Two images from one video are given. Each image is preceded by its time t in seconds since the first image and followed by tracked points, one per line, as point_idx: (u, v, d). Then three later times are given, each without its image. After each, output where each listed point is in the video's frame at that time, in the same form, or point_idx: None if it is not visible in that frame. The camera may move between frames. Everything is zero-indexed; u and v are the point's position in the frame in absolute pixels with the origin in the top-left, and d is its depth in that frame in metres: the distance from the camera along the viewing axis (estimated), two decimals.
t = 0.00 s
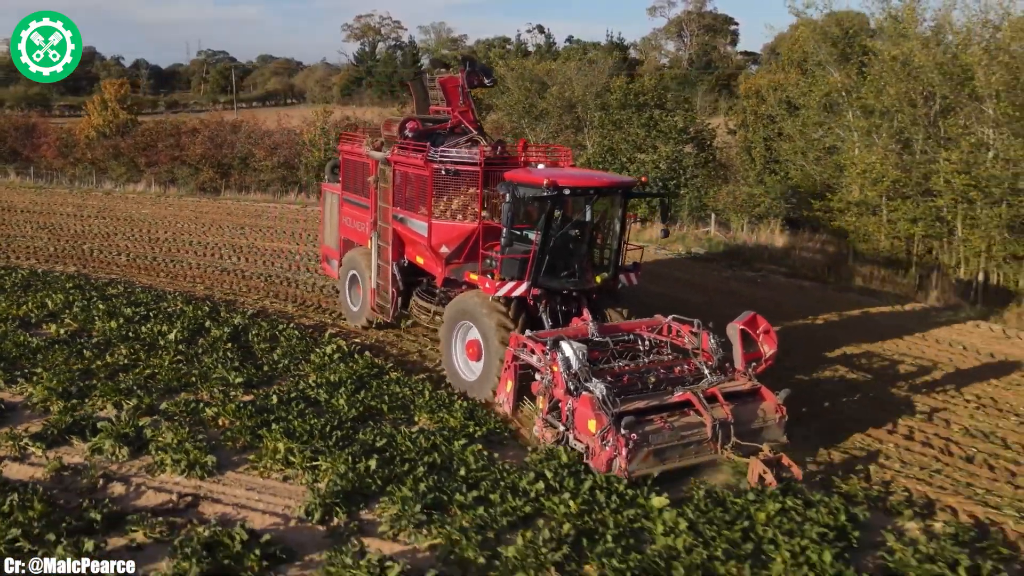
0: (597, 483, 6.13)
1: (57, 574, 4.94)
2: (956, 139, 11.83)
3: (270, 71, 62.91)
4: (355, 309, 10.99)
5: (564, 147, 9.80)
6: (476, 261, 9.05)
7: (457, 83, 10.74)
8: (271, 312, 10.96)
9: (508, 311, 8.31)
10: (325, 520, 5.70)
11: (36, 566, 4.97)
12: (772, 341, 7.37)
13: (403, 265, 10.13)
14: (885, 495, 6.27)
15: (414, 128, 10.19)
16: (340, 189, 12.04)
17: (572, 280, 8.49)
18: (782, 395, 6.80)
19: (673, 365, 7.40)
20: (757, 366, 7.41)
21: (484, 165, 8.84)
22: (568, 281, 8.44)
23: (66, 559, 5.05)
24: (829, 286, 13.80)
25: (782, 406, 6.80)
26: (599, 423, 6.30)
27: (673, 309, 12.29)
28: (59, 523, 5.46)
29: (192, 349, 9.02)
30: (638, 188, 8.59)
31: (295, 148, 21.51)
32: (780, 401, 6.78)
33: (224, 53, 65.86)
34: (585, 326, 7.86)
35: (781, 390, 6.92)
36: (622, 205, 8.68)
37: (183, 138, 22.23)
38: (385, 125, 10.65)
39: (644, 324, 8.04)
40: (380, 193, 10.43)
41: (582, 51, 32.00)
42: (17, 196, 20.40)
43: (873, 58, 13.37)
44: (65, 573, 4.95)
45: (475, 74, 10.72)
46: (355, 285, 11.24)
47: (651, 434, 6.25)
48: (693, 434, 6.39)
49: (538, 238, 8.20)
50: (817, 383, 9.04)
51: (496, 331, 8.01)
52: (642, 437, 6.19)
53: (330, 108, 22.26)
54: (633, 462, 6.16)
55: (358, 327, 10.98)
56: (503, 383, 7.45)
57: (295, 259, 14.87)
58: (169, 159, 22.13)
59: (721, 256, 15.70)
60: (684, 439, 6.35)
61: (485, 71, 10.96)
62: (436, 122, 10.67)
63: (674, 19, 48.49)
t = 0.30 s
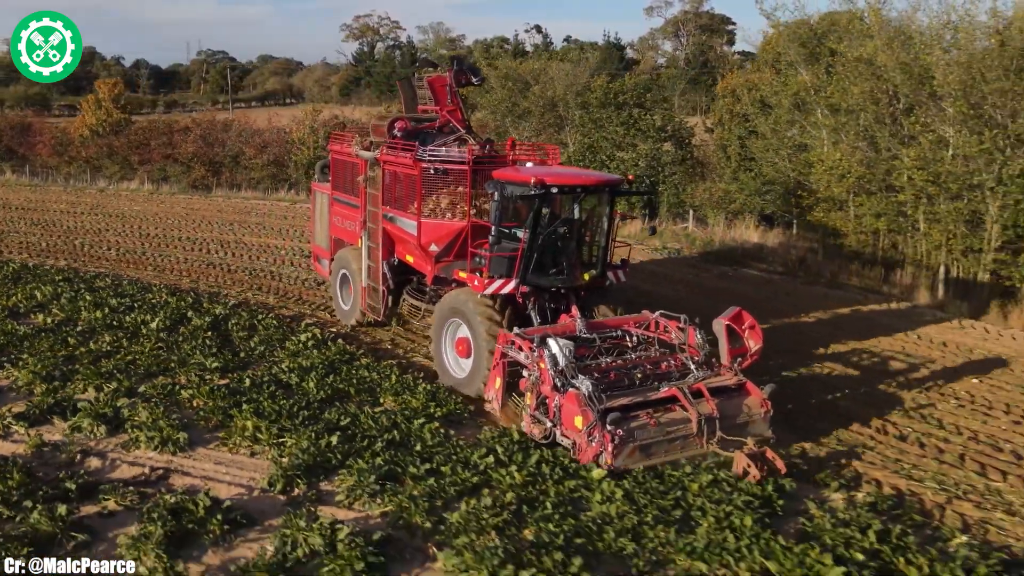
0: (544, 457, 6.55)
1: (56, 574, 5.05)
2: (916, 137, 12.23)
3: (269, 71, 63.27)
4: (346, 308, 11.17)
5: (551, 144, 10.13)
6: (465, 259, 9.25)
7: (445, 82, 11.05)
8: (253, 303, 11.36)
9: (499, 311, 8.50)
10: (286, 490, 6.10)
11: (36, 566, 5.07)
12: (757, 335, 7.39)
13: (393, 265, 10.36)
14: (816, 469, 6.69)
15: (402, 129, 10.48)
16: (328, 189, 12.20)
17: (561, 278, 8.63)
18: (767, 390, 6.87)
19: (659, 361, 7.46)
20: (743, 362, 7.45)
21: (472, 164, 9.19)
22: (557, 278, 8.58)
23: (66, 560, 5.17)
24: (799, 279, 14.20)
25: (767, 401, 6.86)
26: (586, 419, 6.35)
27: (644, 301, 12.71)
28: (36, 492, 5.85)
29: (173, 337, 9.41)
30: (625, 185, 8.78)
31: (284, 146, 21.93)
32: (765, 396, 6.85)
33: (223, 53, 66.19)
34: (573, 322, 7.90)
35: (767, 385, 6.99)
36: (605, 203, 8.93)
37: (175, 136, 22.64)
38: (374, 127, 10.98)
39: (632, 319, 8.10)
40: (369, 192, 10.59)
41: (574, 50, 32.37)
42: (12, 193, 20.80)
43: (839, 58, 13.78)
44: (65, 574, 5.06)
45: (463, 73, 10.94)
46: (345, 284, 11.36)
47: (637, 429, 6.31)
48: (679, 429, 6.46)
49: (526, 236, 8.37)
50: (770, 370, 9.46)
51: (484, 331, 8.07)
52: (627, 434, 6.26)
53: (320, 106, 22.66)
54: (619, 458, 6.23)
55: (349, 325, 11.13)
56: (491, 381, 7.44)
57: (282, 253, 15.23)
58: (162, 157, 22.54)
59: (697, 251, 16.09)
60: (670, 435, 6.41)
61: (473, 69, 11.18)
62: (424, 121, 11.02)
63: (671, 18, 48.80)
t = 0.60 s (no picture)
0: (493, 436, 6.91)
1: (56, 574, 5.01)
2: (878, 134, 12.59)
3: (269, 71, 63.55)
4: (334, 306, 11.20)
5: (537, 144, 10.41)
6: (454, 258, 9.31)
7: (435, 82, 11.50)
8: (232, 296, 11.71)
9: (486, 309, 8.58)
10: (246, 467, 6.45)
11: (36, 566, 5.03)
12: (742, 334, 7.55)
13: (382, 263, 10.41)
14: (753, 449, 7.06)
15: (390, 127, 10.72)
16: (318, 186, 12.31)
17: (548, 276, 8.78)
18: (752, 388, 6.92)
19: (644, 359, 7.62)
20: (728, 360, 7.61)
21: (461, 162, 9.27)
22: (543, 277, 8.74)
23: (67, 561, 5.11)
24: (769, 274, 14.57)
25: (752, 399, 6.90)
26: (569, 415, 6.43)
27: (615, 295, 13.07)
28: (8, 468, 6.19)
29: (150, 327, 9.76)
30: (612, 184, 8.91)
31: (273, 144, 22.30)
32: (750, 394, 6.89)
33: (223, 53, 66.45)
34: (560, 321, 7.99)
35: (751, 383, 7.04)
36: (591, 202, 9.08)
37: (166, 135, 23.03)
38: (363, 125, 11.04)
39: (618, 318, 8.20)
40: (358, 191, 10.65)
41: (568, 50, 32.67)
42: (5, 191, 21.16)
43: (806, 58, 14.15)
44: (67, 574, 5.01)
45: (452, 73, 11.44)
46: (333, 283, 11.37)
47: (620, 425, 6.36)
48: (662, 425, 6.51)
49: (513, 234, 8.45)
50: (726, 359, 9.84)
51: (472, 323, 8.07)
52: (610, 429, 6.30)
53: (307, 105, 23.03)
54: (601, 454, 6.28)
55: (339, 324, 11.15)
56: (479, 378, 7.54)
57: (266, 249, 15.56)
58: (152, 155, 22.92)
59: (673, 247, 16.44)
60: (653, 430, 6.46)
61: (461, 69, 11.61)
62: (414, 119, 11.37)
63: (669, 18, 49.07)
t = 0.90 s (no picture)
0: (443, 419, 7.27)
1: (56, 573, 4.94)
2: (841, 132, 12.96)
3: (266, 70, 63.88)
4: (319, 306, 11.23)
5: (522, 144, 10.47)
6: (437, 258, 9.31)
7: (421, 82, 11.63)
8: (209, 290, 12.05)
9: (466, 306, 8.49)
10: (205, 448, 6.77)
11: (36, 566, 4.97)
12: (722, 332, 7.55)
13: (367, 263, 10.46)
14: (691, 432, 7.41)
15: (377, 126, 10.73)
16: (305, 187, 12.42)
17: (530, 276, 8.72)
18: (731, 386, 6.87)
19: (624, 359, 7.62)
20: (708, 358, 7.64)
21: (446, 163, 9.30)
22: (526, 276, 8.67)
23: (66, 559, 5.05)
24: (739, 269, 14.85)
25: (731, 397, 6.86)
26: (545, 413, 6.41)
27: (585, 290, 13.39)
28: None
29: (126, 318, 10.09)
30: (594, 184, 8.92)
31: (260, 143, 22.68)
32: (729, 392, 6.85)
33: (222, 53, 66.76)
34: (541, 321, 7.96)
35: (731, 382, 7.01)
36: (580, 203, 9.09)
37: (155, 134, 23.40)
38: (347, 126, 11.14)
39: (600, 318, 8.16)
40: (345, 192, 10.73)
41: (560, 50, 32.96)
42: None
43: (773, 58, 14.55)
44: (65, 574, 4.94)
45: (438, 73, 11.54)
46: (320, 284, 11.43)
47: (596, 423, 6.31)
48: (639, 423, 6.46)
49: (496, 234, 8.47)
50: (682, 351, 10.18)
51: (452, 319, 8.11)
52: (586, 427, 6.25)
53: (295, 105, 23.42)
54: (576, 452, 6.25)
55: (324, 323, 11.20)
56: (459, 377, 7.59)
57: (249, 245, 15.85)
58: (142, 154, 23.28)
59: (649, 243, 16.74)
60: (630, 428, 6.41)
61: (447, 71, 11.77)
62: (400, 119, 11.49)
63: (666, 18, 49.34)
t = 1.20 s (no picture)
0: (395, 406, 7.58)
1: (56, 573, 4.99)
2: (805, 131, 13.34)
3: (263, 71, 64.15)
4: (302, 308, 11.16)
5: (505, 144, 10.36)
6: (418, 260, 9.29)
7: (404, 82, 11.57)
8: (186, 285, 12.34)
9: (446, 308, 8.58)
10: (165, 433, 7.06)
11: (36, 566, 5.03)
12: (701, 334, 7.23)
13: (350, 265, 10.41)
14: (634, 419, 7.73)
15: (359, 127, 10.68)
16: (287, 188, 12.41)
17: (510, 278, 8.78)
18: (710, 387, 6.75)
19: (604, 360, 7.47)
20: (687, 361, 7.28)
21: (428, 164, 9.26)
22: (506, 278, 8.74)
23: (66, 559, 5.09)
24: (709, 265, 15.14)
25: (710, 399, 6.73)
26: (519, 415, 6.31)
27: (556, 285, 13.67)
28: None
29: (100, 312, 10.37)
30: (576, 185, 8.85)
31: (247, 142, 23.00)
32: (708, 394, 6.72)
33: (220, 53, 67.00)
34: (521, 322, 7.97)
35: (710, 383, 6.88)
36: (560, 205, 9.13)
37: (144, 133, 23.72)
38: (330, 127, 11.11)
39: (582, 320, 8.13)
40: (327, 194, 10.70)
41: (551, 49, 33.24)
42: None
43: (742, 60, 14.97)
44: (64, 574, 4.94)
45: (421, 74, 11.53)
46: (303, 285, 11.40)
47: (569, 425, 6.22)
48: (614, 426, 6.37)
49: (474, 236, 8.48)
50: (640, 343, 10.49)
51: (429, 316, 8.17)
52: (559, 429, 6.15)
53: (281, 105, 23.76)
54: (550, 454, 6.14)
55: (305, 325, 11.14)
56: (437, 380, 7.46)
57: (230, 242, 16.14)
58: (131, 153, 23.59)
59: (623, 239, 17.03)
60: (605, 431, 6.31)
61: (431, 71, 11.70)
62: (383, 120, 11.45)
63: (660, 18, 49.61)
